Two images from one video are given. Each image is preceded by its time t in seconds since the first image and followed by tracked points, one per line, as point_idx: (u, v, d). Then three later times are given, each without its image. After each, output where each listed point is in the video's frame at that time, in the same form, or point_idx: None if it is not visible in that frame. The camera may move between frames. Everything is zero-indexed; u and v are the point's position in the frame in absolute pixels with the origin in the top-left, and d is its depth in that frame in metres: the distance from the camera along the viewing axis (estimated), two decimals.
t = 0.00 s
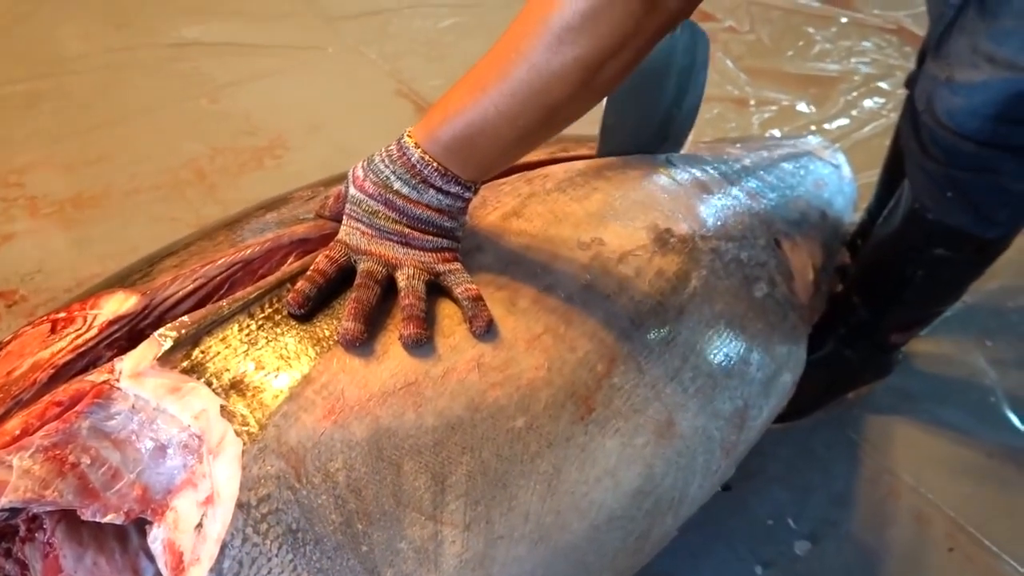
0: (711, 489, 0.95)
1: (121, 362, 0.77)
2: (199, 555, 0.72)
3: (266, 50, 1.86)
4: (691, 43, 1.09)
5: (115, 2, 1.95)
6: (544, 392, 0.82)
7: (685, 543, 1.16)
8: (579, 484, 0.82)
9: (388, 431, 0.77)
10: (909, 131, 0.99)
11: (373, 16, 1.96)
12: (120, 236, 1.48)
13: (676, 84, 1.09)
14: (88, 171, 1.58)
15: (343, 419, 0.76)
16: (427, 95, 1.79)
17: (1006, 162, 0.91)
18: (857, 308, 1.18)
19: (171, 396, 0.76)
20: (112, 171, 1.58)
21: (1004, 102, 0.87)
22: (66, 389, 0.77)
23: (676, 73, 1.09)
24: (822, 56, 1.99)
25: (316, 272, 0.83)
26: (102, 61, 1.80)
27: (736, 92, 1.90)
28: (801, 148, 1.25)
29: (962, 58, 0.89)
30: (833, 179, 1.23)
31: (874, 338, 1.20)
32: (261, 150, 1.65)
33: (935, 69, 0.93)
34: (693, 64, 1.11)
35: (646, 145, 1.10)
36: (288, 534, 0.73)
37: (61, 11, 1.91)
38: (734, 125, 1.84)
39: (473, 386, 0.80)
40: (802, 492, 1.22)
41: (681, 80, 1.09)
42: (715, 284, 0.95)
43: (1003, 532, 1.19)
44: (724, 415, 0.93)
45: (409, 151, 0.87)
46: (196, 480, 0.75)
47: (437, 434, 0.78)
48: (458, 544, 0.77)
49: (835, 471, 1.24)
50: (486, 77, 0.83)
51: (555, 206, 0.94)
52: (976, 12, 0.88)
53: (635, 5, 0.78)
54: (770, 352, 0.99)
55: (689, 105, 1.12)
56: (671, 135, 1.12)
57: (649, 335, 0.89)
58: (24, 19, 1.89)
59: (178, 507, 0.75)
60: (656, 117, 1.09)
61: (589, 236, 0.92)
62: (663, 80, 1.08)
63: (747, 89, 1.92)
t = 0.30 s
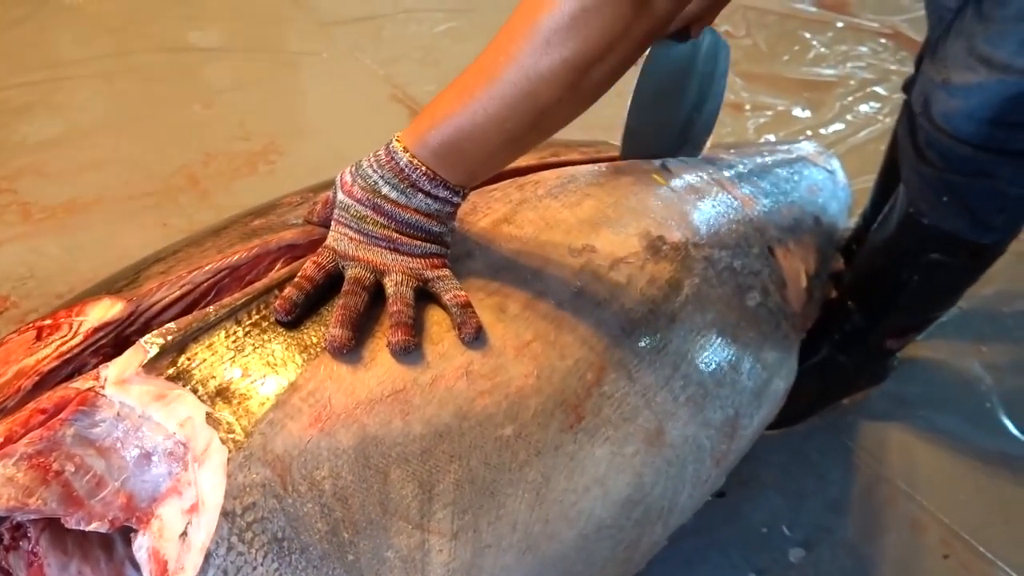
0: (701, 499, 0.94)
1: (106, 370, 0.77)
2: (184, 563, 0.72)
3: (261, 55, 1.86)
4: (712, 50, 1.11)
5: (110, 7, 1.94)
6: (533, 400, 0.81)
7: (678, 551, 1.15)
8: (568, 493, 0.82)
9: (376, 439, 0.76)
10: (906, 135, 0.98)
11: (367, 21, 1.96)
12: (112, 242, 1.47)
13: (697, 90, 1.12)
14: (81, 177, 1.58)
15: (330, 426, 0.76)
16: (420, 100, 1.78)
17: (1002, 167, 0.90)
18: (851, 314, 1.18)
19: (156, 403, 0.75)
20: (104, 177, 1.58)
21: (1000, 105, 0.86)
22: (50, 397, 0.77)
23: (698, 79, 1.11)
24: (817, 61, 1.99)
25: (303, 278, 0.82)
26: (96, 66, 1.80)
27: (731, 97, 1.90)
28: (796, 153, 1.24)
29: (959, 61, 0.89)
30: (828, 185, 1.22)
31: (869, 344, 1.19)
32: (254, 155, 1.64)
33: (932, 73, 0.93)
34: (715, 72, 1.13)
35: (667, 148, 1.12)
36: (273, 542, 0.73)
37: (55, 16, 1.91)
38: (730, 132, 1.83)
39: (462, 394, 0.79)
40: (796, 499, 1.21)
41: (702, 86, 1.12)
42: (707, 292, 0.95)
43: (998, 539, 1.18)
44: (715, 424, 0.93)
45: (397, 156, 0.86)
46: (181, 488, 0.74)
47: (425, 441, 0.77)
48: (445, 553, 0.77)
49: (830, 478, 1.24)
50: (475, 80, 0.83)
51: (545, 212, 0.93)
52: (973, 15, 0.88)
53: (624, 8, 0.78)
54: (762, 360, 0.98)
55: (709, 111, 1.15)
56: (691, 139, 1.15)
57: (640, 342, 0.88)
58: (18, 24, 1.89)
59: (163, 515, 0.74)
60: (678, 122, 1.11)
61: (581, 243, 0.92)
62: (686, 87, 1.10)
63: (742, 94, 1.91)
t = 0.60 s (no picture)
0: (693, 508, 0.94)
1: (91, 382, 0.76)
2: None
3: (254, 65, 1.85)
4: (737, 55, 1.11)
5: (104, 18, 1.94)
6: (522, 409, 0.81)
7: (674, 560, 1.14)
8: (558, 503, 0.81)
9: (363, 450, 0.75)
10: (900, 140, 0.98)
11: (361, 30, 1.96)
12: (105, 253, 1.47)
13: (721, 94, 1.12)
14: (74, 188, 1.57)
15: (317, 437, 0.75)
16: (414, 107, 1.78)
17: (996, 170, 0.90)
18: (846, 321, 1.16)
19: (142, 415, 0.74)
20: (98, 188, 1.58)
21: (994, 106, 0.86)
22: (35, 410, 0.76)
23: (722, 83, 1.11)
24: (812, 65, 1.98)
25: (289, 288, 0.81)
26: (90, 77, 1.80)
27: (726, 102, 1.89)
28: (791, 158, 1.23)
29: (953, 61, 0.88)
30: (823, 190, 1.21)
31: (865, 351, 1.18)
32: (248, 164, 1.64)
33: (925, 76, 0.92)
34: (737, 76, 1.13)
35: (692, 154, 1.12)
36: (259, 555, 0.72)
37: (49, 28, 1.91)
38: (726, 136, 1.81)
39: (449, 404, 0.79)
40: (793, 507, 1.20)
41: (725, 91, 1.12)
42: (698, 299, 0.94)
43: (996, 544, 1.17)
44: (706, 433, 0.92)
45: (385, 164, 0.86)
46: (167, 501, 0.73)
47: (412, 452, 0.76)
48: (433, 565, 0.76)
49: (826, 485, 1.23)
50: (464, 86, 0.83)
51: (535, 220, 0.93)
52: (965, 17, 0.88)
53: (610, 12, 0.78)
54: (755, 368, 0.98)
55: (731, 114, 1.15)
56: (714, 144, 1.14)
57: (630, 350, 0.88)
58: (12, 37, 1.89)
59: (149, 528, 0.73)
60: (702, 128, 1.11)
61: (570, 251, 0.91)
62: (710, 92, 1.10)
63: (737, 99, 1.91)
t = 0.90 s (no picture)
0: (688, 511, 0.93)
1: (84, 389, 0.76)
2: None
3: (251, 74, 1.86)
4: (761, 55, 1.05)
5: (101, 27, 1.95)
6: (515, 413, 0.81)
7: (671, 565, 1.13)
8: (551, 507, 0.81)
9: (355, 454, 0.75)
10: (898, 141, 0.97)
11: (357, 38, 1.96)
12: (101, 262, 1.47)
13: (746, 96, 1.08)
14: (70, 198, 1.58)
15: (309, 442, 0.75)
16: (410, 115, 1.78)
17: (993, 172, 0.89)
18: (845, 325, 1.15)
19: (134, 421, 0.75)
20: (94, 198, 1.58)
21: (991, 105, 0.85)
22: (28, 418, 0.76)
23: (748, 87, 1.06)
24: (808, 70, 1.98)
25: (282, 294, 0.81)
26: (87, 86, 1.80)
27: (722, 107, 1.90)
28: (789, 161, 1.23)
29: (951, 60, 0.88)
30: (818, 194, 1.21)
31: (863, 356, 1.17)
32: (244, 172, 1.64)
33: (924, 76, 0.92)
34: (762, 76, 1.08)
35: (712, 158, 1.13)
36: (252, 560, 0.72)
37: (46, 39, 1.91)
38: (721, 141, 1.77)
39: (442, 408, 0.79)
40: (790, 511, 1.20)
41: (750, 93, 1.08)
42: (692, 303, 0.94)
43: (994, 547, 1.17)
44: (700, 436, 0.92)
45: (377, 168, 0.86)
46: (159, 507, 0.73)
47: (405, 456, 0.76)
48: (427, 569, 0.76)
49: (824, 488, 1.23)
50: (458, 90, 0.83)
51: (529, 225, 0.93)
52: (964, 16, 0.87)
53: (604, 14, 0.79)
54: (750, 371, 0.98)
55: (755, 112, 1.12)
56: (736, 143, 1.14)
57: (623, 354, 0.88)
58: (9, 48, 1.89)
59: (142, 535, 0.73)
60: (725, 131, 1.10)
61: (563, 255, 0.91)
62: (734, 97, 1.06)
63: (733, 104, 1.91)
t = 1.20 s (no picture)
0: (689, 515, 0.93)
1: (84, 390, 0.76)
2: None
3: (251, 77, 1.86)
4: (790, 60, 0.99)
5: (101, 30, 1.95)
6: (516, 416, 0.81)
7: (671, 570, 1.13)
8: (552, 510, 0.81)
9: (356, 456, 0.75)
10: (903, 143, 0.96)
11: (358, 42, 1.96)
12: (100, 265, 1.47)
13: (776, 99, 1.03)
14: (70, 200, 1.57)
15: (310, 444, 0.75)
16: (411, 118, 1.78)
17: (998, 173, 0.88)
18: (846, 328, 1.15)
19: (134, 423, 0.74)
20: (94, 201, 1.58)
21: (996, 106, 0.85)
22: (27, 419, 0.76)
23: (778, 91, 1.01)
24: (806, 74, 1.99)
25: (283, 295, 0.81)
26: (87, 89, 1.80)
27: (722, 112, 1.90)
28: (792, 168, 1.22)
29: (957, 60, 0.87)
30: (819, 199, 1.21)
31: (864, 359, 1.17)
32: (244, 176, 1.64)
33: (930, 76, 0.91)
34: (792, 77, 1.02)
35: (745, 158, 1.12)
36: (252, 562, 0.72)
37: (47, 42, 1.91)
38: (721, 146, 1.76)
39: (443, 411, 0.78)
40: (790, 515, 1.20)
41: (781, 96, 1.03)
42: (693, 307, 0.94)
43: (994, 552, 1.16)
44: (701, 440, 0.92)
45: (379, 168, 0.86)
46: (159, 510, 0.73)
47: (405, 459, 0.76)
48: (427, 572, 0.76)
49: (823, 492, 1.22)
50: (462, 90, 0.84)
51: (529, 228, 0.93)
52: (971, 16, 0.86)
53: (606, 11, 0.79)
54: (751, 377, 0.98)
55: (786, 111, 1.08)
56: (763, 139, 1.11)
57: (624, 358, 0.88)
58: (9, 51, 1.89)
59: (142, 537, 0.73)
60: (756, 133, 1.08)
61: (564, 258, 0.91)
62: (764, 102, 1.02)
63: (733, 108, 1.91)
